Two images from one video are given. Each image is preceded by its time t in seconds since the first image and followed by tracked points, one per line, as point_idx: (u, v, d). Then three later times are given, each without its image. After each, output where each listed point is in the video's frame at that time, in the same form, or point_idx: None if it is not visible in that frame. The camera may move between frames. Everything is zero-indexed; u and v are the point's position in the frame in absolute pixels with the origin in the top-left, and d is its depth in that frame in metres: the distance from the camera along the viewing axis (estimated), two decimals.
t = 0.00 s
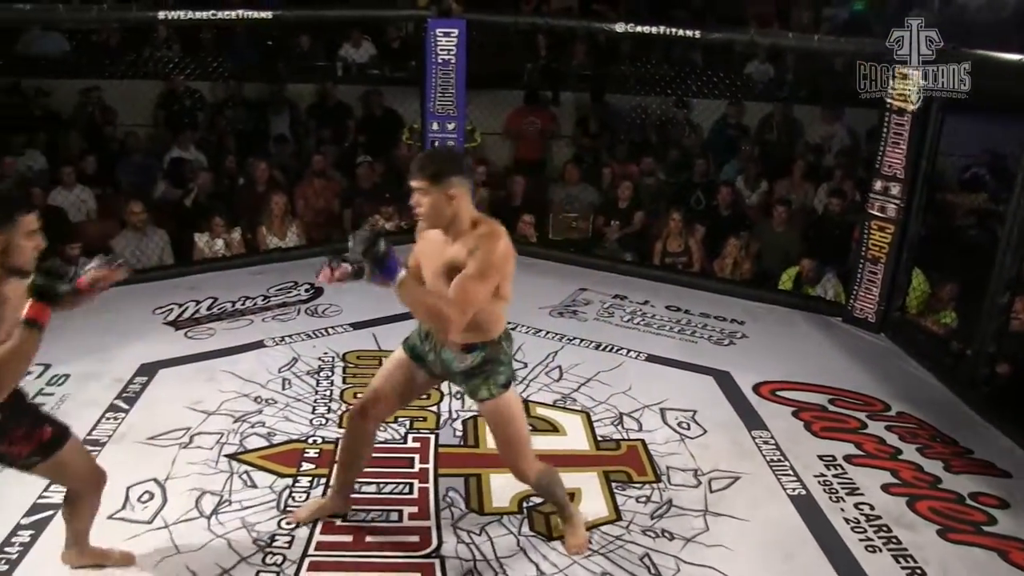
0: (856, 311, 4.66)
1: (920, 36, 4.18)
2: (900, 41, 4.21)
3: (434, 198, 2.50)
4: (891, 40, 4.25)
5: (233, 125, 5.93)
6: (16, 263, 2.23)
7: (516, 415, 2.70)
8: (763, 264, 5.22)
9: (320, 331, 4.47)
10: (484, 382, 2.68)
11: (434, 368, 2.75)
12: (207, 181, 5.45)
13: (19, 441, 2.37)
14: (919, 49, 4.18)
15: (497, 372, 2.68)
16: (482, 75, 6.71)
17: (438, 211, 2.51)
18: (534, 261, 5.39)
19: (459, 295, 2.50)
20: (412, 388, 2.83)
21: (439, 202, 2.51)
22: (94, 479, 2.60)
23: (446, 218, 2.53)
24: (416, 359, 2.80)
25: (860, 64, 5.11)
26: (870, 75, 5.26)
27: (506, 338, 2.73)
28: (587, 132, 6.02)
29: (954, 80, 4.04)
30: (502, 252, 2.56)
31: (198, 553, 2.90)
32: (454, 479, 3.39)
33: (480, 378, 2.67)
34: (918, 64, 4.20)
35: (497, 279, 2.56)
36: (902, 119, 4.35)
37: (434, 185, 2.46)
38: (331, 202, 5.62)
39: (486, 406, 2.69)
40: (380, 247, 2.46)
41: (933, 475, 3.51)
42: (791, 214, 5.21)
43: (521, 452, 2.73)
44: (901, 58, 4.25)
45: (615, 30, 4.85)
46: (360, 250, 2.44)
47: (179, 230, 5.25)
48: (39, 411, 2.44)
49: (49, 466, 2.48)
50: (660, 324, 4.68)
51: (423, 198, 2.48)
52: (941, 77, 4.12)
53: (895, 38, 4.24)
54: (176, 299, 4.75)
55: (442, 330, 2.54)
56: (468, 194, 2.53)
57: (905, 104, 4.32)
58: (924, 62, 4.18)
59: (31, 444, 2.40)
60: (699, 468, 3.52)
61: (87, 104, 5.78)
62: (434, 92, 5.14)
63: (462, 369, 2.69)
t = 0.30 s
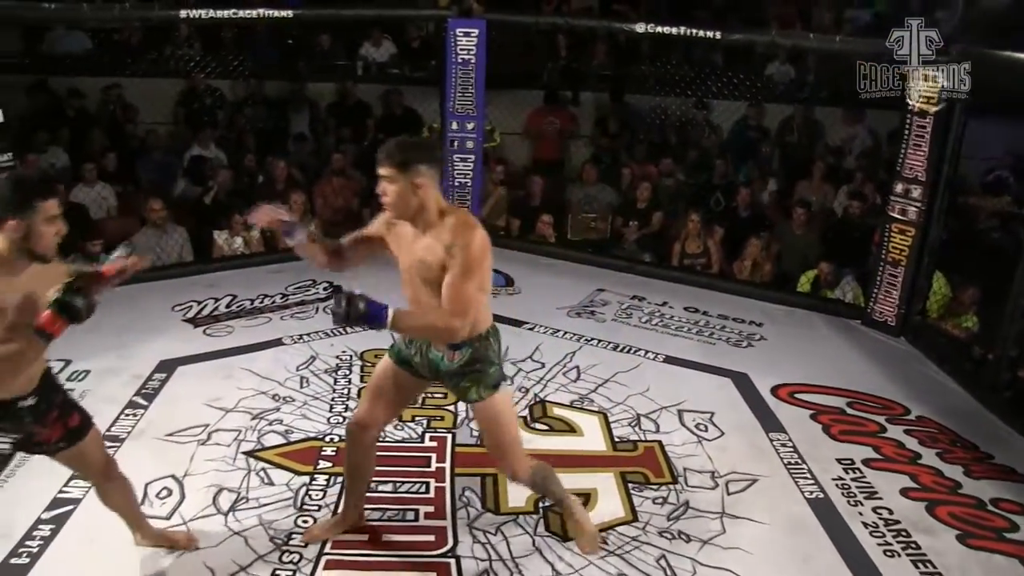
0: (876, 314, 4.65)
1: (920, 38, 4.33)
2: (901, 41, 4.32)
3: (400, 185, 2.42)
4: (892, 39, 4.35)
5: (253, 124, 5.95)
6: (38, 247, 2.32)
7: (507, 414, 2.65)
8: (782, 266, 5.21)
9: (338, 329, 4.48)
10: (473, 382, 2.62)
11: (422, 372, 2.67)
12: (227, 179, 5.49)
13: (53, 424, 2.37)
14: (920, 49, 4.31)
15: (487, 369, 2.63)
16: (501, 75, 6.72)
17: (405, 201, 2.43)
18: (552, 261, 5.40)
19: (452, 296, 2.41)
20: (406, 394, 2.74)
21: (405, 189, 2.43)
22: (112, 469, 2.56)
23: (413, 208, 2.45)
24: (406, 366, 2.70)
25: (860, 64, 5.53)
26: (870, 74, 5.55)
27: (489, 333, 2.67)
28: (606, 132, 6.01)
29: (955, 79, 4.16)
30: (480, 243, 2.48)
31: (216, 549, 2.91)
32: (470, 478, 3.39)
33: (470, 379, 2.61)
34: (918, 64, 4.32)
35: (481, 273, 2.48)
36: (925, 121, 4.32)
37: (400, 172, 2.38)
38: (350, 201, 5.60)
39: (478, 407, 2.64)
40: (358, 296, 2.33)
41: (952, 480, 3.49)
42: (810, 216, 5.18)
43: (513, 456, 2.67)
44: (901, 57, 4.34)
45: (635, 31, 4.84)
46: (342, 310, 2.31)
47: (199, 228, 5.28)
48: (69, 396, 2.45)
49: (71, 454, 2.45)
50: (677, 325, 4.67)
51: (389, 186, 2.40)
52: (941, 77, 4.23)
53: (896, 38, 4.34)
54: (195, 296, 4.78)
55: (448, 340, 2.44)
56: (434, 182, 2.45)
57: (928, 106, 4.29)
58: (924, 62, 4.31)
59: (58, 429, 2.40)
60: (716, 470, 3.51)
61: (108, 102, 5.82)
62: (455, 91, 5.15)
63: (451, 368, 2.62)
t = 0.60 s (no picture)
0: (899, 317, 4.66)
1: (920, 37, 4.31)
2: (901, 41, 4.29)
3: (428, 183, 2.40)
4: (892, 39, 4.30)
5: (276, 123, 5.98)
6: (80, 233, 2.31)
7: (508, 420, 2.55)
8: (804, 268, 5.19)
9: (358, 329, 4.50)
10: (480, 386, 2.54)
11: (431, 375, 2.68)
12: (249, 179, 5.53)
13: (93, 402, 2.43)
14: (919, 48, 4.31)
15: (492, 373, 2.55)
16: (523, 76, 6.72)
17: (431, 199, 2.42)
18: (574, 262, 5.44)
19: (465, 293, 2.37)
20: (413, 399, 2.71)
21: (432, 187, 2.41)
22: (152, 453, 2.60)
23: (439, 206, 2.43)
24: (417, 368, 2.70)
25: (861, 64, 5.58)
26: (871, 73, 5.55)
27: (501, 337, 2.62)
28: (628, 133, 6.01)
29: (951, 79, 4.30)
30: (502, 245, 2.45)
31: (236, 547, 2.93)
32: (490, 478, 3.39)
33: (476, 383, 2.55)
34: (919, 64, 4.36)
35: (500, 274, 2.45)
36: (949, 124, 4.29)
37: (428, 170, 2.37)
38: (371, 201, 5.61)
39: (480, 410, 2.55)
40: (379, 257, 2.28)
41: (975, 486, 3.46)
42: (833, 218, 5.17)
43: (510, 463, 2.51)
44: (902, 57, 4.31)
45: (657, 32, 4.83)
46: (360, 263, 2.27)
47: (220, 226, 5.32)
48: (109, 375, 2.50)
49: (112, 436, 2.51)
50: (698, 327, 4.66)
51: (416, 182, 2.39)
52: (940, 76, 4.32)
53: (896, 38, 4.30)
54: (216, 295, 4.81)
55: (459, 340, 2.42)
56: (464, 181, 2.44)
57: (953, 108, 4.25)
58: (924, 61, 4.35)
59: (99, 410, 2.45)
60: (736, 472, 3.50)
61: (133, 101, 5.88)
62: (475, 92, 5.13)
63: (461, 371, 2.57)
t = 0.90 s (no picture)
0: (915, 318, 4.67)
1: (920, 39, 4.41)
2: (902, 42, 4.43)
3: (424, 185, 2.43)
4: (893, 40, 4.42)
5: (293, 123, 6.00)
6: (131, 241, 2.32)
7: (512, 434, 2.51)
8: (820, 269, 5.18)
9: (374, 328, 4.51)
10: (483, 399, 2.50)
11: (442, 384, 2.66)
12: (265, 179, 5.56)
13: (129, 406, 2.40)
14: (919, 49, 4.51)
15: (497, 385, 2.50)
16: (539, 77, 6.73)
17: (429, 202, 2.43)
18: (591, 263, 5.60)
19: (473, 307, 2.35)
20: (425, 404, 2.72)
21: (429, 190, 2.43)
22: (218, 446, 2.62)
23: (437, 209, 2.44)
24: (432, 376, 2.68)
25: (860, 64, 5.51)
26: (871, 73, 5.54)
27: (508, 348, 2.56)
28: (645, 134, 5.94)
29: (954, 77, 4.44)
30: (502, 250, 2.41)
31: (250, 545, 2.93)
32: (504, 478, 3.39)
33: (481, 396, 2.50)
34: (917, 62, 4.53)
35: (503, 282, 2.41)
36: (967, 125, 4.29)
37: (423, 171, 2.39)
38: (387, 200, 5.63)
39: (483, 423, 2.52)
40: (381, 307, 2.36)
41: (991, 489, 3.45)
42: (849, 220, 5.13)
43: (509, 485, 2.48)
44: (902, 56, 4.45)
45: (674, 32, 4.83)
46: (362, 317, 2.34)
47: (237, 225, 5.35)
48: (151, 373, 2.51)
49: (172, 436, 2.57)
50: (713, 328, 4.67)
51: (413, 184, 2.42)
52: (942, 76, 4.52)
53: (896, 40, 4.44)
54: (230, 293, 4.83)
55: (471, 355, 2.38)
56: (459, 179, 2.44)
57: (971, 109, 4.26)
58: (924, 61, 4.56)
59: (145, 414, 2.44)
60: (751, 474, 3.49)
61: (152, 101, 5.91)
62: (493, 92, 5.18)
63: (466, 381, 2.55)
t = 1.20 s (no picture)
0: (924, 317, 4.66)
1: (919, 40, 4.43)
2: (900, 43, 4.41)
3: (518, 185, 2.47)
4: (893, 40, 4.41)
5: (301, 122, 5.99)
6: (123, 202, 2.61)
7: (552, 454, 2.52)
8: (827, 268, 5.17)
9: (383, 328, 4.51)
10: (530, 416, 2.48)
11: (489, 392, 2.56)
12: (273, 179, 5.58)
13: (245, 307, 2.50)
14: (919, 49, 4.43)
15: (548, 406, 2.48)
16: (546, 76, 6.72)
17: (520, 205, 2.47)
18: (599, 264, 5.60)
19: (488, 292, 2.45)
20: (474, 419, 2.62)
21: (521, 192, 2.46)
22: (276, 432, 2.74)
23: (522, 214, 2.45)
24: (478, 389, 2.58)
25: (861, 64, 5.66)
26: (871, 73, 5.70)
27: (565, 372, 2.53)
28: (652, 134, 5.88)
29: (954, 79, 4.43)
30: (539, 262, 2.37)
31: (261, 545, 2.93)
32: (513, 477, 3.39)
33: (528, 413, 2.48)
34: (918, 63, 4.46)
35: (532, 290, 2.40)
36: (976, 124, 4.28)
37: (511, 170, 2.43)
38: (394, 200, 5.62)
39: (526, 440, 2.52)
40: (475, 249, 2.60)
41: (1001, 488, 3.45)
42: (857, 219, 5.12)
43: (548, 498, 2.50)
44: (901, 57, 4.44)
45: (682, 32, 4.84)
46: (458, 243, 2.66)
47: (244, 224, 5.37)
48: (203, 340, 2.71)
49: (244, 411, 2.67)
50: (722, 327, 4.67)
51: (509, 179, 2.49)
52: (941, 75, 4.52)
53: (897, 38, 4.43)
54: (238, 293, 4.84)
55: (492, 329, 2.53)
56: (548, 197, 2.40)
57: (981, 108, 4.25)
58: (924, 61, 4.46)
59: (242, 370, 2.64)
60: (761, 473, 3.49)
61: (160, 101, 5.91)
62: (501, 91, 5.18)
63: (515, 394, 2.50)
